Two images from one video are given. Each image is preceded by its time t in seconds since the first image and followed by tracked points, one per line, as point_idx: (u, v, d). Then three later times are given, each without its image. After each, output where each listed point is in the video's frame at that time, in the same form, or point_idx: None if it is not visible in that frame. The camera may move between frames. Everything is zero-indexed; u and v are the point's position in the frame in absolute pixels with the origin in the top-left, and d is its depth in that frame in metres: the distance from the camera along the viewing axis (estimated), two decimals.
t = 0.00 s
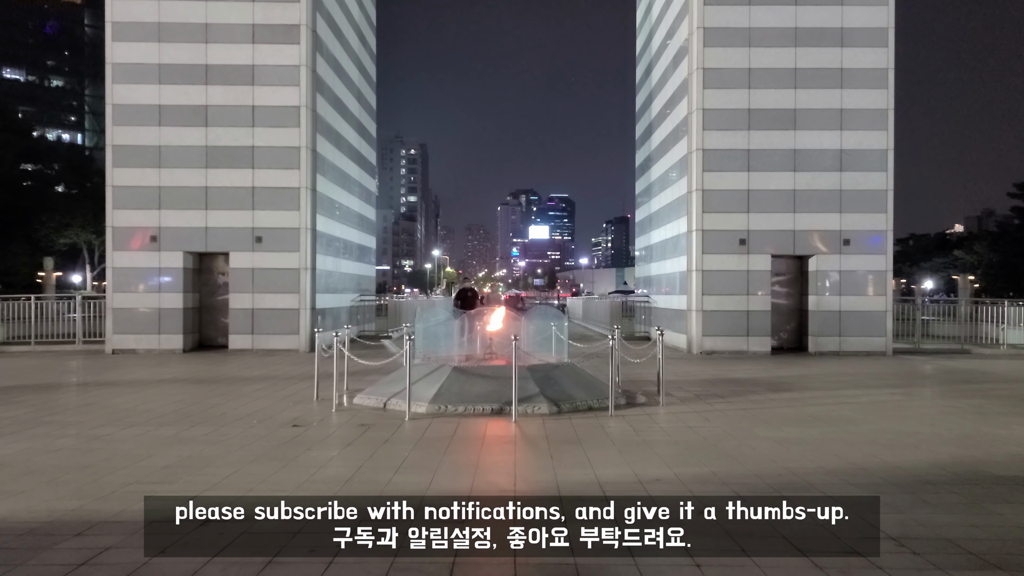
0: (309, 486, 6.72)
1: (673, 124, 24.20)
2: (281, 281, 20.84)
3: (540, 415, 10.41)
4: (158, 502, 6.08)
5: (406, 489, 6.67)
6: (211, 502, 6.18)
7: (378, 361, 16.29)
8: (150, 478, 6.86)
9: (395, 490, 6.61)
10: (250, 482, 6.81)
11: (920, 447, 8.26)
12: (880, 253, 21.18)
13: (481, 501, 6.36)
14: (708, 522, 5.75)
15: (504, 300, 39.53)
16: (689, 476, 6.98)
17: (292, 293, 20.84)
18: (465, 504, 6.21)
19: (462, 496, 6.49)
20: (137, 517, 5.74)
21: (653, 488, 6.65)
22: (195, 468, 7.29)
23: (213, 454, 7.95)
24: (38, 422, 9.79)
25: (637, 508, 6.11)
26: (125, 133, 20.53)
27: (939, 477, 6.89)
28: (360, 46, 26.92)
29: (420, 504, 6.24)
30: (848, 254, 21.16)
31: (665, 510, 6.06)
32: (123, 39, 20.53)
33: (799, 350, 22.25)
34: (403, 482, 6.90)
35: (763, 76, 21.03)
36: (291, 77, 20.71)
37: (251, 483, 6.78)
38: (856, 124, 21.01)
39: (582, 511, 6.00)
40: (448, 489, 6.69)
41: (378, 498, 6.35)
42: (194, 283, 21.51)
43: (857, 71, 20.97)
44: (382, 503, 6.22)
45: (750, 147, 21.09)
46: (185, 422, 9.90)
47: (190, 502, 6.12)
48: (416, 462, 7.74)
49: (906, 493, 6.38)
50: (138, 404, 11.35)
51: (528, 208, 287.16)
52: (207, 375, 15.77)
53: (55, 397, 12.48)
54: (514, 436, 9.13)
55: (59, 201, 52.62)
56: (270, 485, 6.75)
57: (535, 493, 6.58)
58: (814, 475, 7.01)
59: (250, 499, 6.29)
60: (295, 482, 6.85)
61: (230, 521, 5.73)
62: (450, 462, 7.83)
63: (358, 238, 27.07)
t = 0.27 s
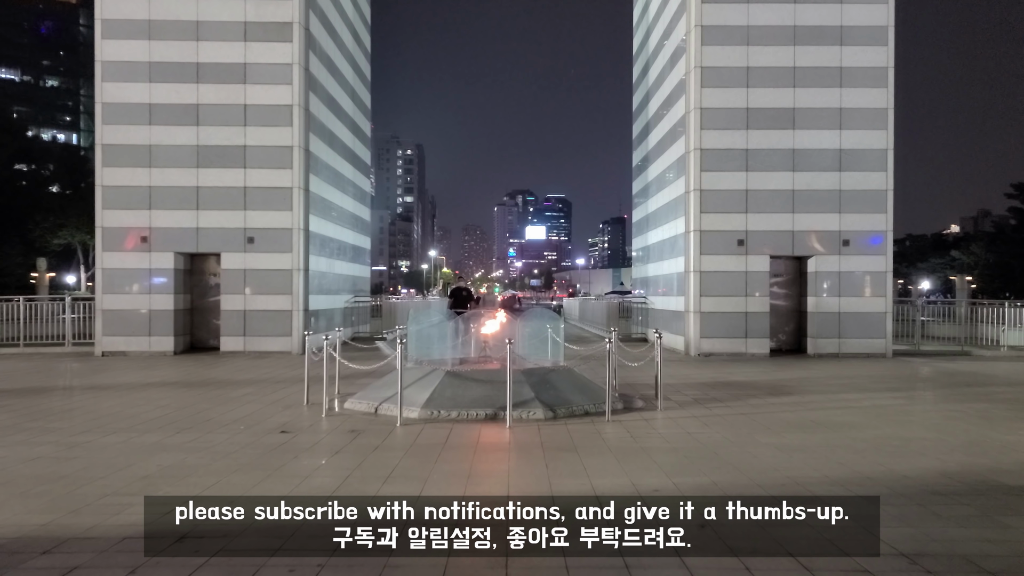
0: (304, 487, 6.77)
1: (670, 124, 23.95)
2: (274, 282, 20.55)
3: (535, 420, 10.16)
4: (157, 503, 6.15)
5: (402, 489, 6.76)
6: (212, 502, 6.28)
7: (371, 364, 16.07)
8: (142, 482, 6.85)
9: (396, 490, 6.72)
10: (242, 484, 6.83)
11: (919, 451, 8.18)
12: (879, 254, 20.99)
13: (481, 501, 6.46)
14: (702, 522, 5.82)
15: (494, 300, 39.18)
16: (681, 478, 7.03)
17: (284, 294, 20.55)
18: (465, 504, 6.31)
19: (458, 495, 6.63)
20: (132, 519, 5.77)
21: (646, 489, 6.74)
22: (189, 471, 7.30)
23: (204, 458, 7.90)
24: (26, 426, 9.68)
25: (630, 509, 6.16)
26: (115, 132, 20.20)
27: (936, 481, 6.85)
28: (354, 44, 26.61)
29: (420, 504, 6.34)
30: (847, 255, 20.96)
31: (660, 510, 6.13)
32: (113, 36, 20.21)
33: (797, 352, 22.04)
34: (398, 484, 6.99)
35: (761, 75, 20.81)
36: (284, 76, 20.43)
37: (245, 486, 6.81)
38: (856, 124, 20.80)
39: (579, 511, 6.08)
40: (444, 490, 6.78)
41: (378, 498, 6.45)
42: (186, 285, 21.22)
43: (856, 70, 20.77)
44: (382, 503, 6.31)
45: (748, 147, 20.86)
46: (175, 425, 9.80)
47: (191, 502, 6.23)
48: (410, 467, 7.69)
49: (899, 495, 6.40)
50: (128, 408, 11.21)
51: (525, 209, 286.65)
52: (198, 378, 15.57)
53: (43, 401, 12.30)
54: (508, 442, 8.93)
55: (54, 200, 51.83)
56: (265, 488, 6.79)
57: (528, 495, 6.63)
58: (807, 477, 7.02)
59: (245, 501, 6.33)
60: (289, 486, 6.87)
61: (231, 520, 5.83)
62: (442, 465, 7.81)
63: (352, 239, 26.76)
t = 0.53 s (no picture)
0: (289, 489, 6.57)
1: (667, 120, 23.69)
2: (265, 281, 20.23)
3: (528, 422, 9.88)
4: (134, 507, 5.92)
5: (392, 490, 6.56)
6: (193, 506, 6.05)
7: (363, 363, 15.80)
8: (119, 486, 6.60)
9: (387, 490, 6.53)
10: (225, 486, 6.61)
11: (925, 453, 7.94)
12: (878, 252, 20.75)
13: (483, 502, 6.24)
14: (703, 524, 5.59)
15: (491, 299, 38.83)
16: (677, 480, 6.82)
17: (276, 293, 20.23)
18: (466, 504, 6.10)
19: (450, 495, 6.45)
20: (109, 524, 5.54)
21: (642, 490, 6.55)
22: (168, 474, 7.05)
23: (186, 459, 7.65)
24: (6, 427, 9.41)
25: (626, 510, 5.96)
26: (103, 128, 19.87)
27: (944, 485, 6.62)
28: (347, 40, 26.30)
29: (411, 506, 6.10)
30: (846, 253, 20.72)
31: (666, 509, 5.94)
32: (101, 31, 19.87)
33: (796, 351, 21.80)
34: (388, 484, 6.81)
35: (759, 70, 20.55)
36: (275, 71, 20.11)
37: (228, 488, 6.58)
38: (855, 120, 20.57)
39: (581, 511, 5.90)
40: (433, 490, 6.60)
41: (378, 498, 6.27)
42: (176, 283, 20.89)
43: (855, 65, 20.52)
44: (382, 503, 6.13)
45: (746, 143, 20.60)
46: (158, 426, 9.52)
47: (183, 504, 6.08)
48: (401, 468, 7.50)
49: (906, 499, 6.18)
50: (111, 409, 10.92)
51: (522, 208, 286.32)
52: (186, 378, 15.26)
53: (25, 402, 12.00)
54: (500, 443, 8.66)
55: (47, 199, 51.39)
56: (250, 490, 6.57)
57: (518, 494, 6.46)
58: (809, 480, 6.79)
59: (227, 504, 6.10)
60: (275, 488, 6.65)
61: (212, 524, 5.60)
62: (431, 467, 7.59)
63: (345, 237, 26.44)
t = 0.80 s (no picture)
0: (273, 500, 6.29)
1: (665, 120, 23.43)
2: (258, 282, 19.93)
3: (523, 428, 9.61)
4: (112, 520, 5.72)
5: (380, 502, 6.29)
6: (178, 515, 5.88)
7: (356, 366, 15.53)
8: (94, 499, 6.33)
9: (374, 500, 6.30)
10: (206, 498, 6.34)
11: (931, 463, 7.68)
12: (879, 253, 20.52)
13: (480, 502, 6.26)
14: (699, 535, 5.39)
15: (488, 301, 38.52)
16: (676, 491, 6.56)
17: (269, 295, 19.94)
18: (465, 504, 6.13)
19: (445, 501, 6.28)
20: (79, 541, 5.28)
21: (641, 501, 6.28)
22: (150, 482, 6.85)
23: (166, 469, 7.37)
24: None
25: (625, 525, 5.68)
26: (92, 128, 19.55)
27: (954, 498, 6.38)
28: (342, 39, 26.00)
29: (403, 514, 5.95)
30: (847, 254, 20.48)
31: (663, 509, 5.96)
32: (91, 29, 19.56)
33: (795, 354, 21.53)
34: (375, 496, 6.51)
35: (758, 69, 20.29)
36: (268, 70, 19.82)
37: (210, 500, 6.31)
38: (855, 120, 20.32)
39: (581, 511, 5.90)
40: (422, 501, 6.29)
41: (377, 499, 6.35)
42: (167, 285, 20.58)
43: (855, 64, 20.27)
44: (382, 504, 6.17)
45: (745, 143, 20.34)
46: (140, 433, 9.25)
47: (160, 516, 5.85)
48: (388, 477, 7.17)
49: (911, 511, 5.97)
50: (94, 415, 10.64)
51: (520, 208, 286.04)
52: (176, 381, 15.01)
53: (7, 407, 11.72)
54: (495, 451, 8.42)
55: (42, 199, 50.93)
56: (234, 498, 6.36)
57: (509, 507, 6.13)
58: (813, 491, 6.54)
59: (206, 518, 5.83)
60: (260, 497, 6.43)
61: (194, 535, 5.42)
62: (421, 477, 7.31)
63: (340, 238, 26.15)
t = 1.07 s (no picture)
0: (255, 507, 5.99)
1: (664, 117, 23.18)
2: (251, 281, 19.64)
3: (518, 431, 9.34)
4: (84, 530, 5.42)
5: (368, 509, 6.01)
6: (154, 524, 5.59)
7: (350, 366, 15.27)
8: (67, 506, 6.03)
9: (362, 508, 6.02)
10: (185, 504, 6.04)
11: (941, 468, 7.41)
12: (881, 252, 20.26)
13: (473, 511, 5.97)
14: (703, 547, 5.10)
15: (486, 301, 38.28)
16: (678, 498, 6.27)
17: (263, 294, 19.65)
18: (457, 513, 5.85)
19: (436, 510, 6.00)
20: (47, 552, 4.98)
21: (641, 509, 5.99)
22: (129, 489, 6.56)
23: (146, 473, 7.07)
24: None
25: (625, 535, 5.38)
26: (84, 124, 19.27)
27: (969, 505, 6.09)
28: (338, 35, 25.71)
29: (391, 523, 5.65)
30: (848, 253, 20.22)
31: (664, 519, 5.68)
32: (82, 24, 19.27)
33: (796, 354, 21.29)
34: (363, 504, 6.22)
35: (759, 65, 20.03)
36: (262, 65, 19.53)
37: (189, 507, 6.03)
38: (857, 117, 20.06)
39: (577, 521, 5.61)
40: (412, 509, 6.01)
41: (365, 506, 6.06)
42: (159, 283, 20.29)
43: (857, 60, 20.02)
44: (370, 513, 5.89)
45: (745, 140, 20.08)
46: (123, 435, 8.96)
47: (135, 525, 5.56)
48: (376, 482, 6.85)
49: (925, 520, 5.68)
50: (78, 416, 10.34)
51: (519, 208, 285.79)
52: (166, 382, 14.72)
53: None
54: (490, 455, 8.14)
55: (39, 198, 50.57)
56: (215, 505, 6.08)
57: (501, 516, 5.82)
58: (822, 498, 6.25)
59: (183, 526, 5.52)
60: (242, 504, 6.14)
61: (170, 546, 5.12)
62: (412, 483, 7.04)
63: (336, 237, 25.88)
